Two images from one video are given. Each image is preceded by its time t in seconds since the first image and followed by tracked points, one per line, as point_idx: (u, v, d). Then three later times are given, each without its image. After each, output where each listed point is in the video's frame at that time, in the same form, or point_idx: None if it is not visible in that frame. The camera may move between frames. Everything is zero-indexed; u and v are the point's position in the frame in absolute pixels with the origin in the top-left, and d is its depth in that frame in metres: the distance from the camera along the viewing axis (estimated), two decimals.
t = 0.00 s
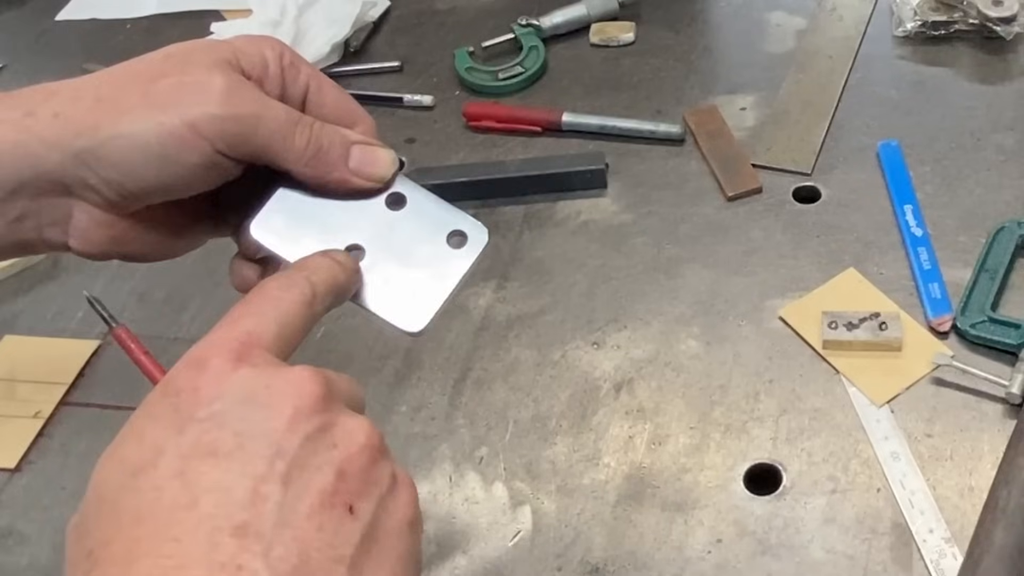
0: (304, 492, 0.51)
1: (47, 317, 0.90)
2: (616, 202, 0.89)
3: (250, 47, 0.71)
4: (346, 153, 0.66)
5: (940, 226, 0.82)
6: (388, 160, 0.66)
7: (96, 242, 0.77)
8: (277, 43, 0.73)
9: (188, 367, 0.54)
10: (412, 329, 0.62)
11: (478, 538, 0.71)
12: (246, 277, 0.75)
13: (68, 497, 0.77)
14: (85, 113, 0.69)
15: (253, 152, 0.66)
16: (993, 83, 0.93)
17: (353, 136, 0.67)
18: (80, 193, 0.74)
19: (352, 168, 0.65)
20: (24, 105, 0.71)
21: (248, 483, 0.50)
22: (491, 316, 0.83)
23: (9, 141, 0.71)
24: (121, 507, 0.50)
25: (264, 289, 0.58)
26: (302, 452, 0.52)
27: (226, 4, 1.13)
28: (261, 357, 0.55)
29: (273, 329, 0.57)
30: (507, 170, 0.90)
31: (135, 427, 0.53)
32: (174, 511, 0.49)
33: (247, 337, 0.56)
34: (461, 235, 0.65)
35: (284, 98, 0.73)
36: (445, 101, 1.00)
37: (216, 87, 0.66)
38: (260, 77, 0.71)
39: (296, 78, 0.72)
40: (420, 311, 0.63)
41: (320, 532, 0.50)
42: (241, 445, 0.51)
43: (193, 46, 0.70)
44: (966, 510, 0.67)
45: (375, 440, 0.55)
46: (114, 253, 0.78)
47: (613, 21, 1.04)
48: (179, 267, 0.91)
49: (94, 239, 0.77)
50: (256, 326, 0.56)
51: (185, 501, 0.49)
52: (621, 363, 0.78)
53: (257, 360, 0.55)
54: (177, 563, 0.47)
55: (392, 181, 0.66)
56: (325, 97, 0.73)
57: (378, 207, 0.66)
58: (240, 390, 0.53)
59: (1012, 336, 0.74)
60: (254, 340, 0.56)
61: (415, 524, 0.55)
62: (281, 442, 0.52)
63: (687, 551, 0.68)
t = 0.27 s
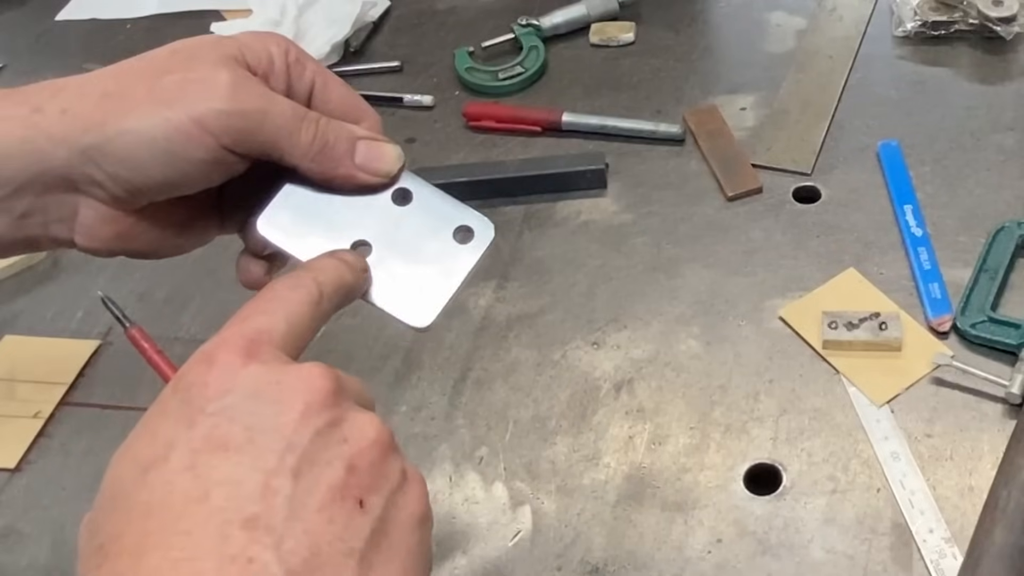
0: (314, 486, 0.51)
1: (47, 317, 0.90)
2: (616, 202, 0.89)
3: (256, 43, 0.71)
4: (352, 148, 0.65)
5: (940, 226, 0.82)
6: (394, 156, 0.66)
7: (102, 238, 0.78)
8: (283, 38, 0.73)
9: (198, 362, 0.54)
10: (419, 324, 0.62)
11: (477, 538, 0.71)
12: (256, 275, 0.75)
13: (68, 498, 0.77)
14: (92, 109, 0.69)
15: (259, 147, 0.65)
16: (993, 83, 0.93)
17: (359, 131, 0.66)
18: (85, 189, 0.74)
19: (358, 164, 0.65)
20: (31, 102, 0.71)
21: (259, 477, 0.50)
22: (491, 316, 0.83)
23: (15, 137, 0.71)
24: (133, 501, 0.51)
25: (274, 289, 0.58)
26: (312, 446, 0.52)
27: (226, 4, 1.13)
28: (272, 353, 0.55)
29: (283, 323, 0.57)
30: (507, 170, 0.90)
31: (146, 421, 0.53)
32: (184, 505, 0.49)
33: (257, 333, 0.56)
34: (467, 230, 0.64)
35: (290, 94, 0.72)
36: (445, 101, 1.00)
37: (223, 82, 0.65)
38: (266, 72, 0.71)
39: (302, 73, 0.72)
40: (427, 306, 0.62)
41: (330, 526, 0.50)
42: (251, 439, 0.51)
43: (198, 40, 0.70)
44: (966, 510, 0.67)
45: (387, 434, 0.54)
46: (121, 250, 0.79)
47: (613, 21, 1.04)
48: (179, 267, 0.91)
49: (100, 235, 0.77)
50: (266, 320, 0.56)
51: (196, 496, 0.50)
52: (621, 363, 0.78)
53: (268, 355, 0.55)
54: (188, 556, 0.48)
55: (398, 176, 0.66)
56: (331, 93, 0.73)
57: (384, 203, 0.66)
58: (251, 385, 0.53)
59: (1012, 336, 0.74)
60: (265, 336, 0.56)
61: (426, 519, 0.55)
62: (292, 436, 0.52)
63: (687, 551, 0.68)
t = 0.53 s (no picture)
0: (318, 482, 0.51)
1: (47, 317, 0.90)
2: (616, 202, 0.89)
3: (256, 34, 0.71)
4: (354, 139, 0.65)
5: (940, 226, 0.82)
6: (397, 146, 0.66)
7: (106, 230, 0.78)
8: (282, 29, 0.73)
9: (200, 359, 0.54)
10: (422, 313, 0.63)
11: (478, 538, 0.71)
12: (259, 263, 0.75)
13: (68, 497, 0.77)
14: (93, 101, 0.69)
15: (261, 138, 0.65)
16: (993, 83, 0.93)
17: (361, 121, 0.66)
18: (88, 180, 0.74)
19: (360, 154, 0.65)
20: (31, 94, 0.71)
21: (262, 473, 0.50)
22: (491, 316, 0.83)
23: (16, 130, 0.71)
24: (136, 498, 0.51)
25: (276, 285, 0.58)
26: (315, 442, 0.52)
27: (225, 4, 1.13)
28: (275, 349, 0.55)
29: (286, 319, 0.57)
30: (507, 170, 0.90)
31: (149, 418, 0.53)
32: (188, 502, 0.49)
33: (259, 330, 0.56)
34: (471, 218, 0.64)
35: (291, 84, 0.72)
36: (445, 101, 1.00)
37: (224, 73, 0.65)
38: (266, 63, 0.71)
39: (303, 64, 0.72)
40: (431, 296, 0.63)
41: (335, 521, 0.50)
42: (254, 435, 0.51)
43: (198, 31, 0.70)
44: (966, 510, 0.67)
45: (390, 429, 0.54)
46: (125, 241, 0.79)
47: (613, 21, 1.04)
48: (180, 267, 0.91)
49: (103, 227, 0.77)
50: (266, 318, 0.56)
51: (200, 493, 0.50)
52: (621, 363, 0.78)
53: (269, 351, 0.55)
54: (192, 553, 0.48)
55: (401, 166, 0.66)
56: (332, 83, 0.73)
57: (387, 193, 0.66)
58: (253, 381, 0.53)
59: (1012, 336, 0.74)
60: (267, 332, 0.56)
61: (430, 514, 0.55)
62: (296, 431, 0.52)
63: (687, 551, 0.68)
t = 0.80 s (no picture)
0: (318, 479, 0.51)
1: (47, 317, 0.90)
2: (616, 202, 0.89)
3: (255, 29, 0.71)
4: (356, 134, 0.65)
5: (940, 226, 0.82)
6: (399, 141, 0.65)
7: (106, 227, 0.78)
8: (281, 23, 0.73)
9: (201, 354, 0.54)
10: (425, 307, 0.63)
11: (478, 538, 0.71)
12: (264, 259, 0.74)
13: (68, 497, 0.77)
14: (93, 99, 0.69)
15: (262, 135, 0.65)
16: (993, 83, 0.93)
17: (362, 116, 0.66)
18: (88, 178, 0.74)
19: (362, 149, 0.65)
20: (31, 93, 0.71)
21: (263, 470, 0.50)
22: (491, 316, 0.83)
23: (17, 128, 0.71)
24: (137, 493, 0.51)
25: (277, 283, 0.58)
26: (316, 438, 0.52)
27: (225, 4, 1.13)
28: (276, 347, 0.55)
29: (286, 317, 0.57)
30: (507, 170, 0.90)
31: (149, 414, 0.53)
32: (189, 498, 0.49)
33: (260, 328, 0.56)
34: (474, 210, 0.64)
35: (291, 79, 0.72)
36: (445, 101, 1.00)
37: (224, 69, 0.65)
38: (266, 59, 0.71)
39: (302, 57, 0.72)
40: (434, 292, 0.63)
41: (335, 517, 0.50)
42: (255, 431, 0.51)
43: (197, 27, 0.70)
44: (966, 510, 0.67)
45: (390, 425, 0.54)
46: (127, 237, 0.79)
47: (613, 21, 1.04)
48: (180, 267, 0.91)
49: (104, 224, 0.77)
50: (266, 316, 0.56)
51: (201, 489, 0.50)
52: (621, 363, 0.78)
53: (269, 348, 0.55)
54: (192, 549, 0.48)
55: (403, 159, 0.66)
56: (332, 77, 0.73)
57: (389, 186, 0.65)
58: (254, 377, 0.53)
59: (1012, 336, 0.74)
60: (268, 330, 0.56)
61: (429, 510, 0.55)
62: (296, 428, 0.52)
63: (687, 551, 0.68)
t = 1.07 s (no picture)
0: (333, 475, 0.51)
1: (47, 317, 0.90)
2: (616, 202, 0.89)
3: (254, 28, 0.71)
4: (355, 133, 0.65)
5: (940, 226, 0.82)
6: (398, 140, 0.65)
7: (106, 226, 0.77)
8: (280, 21, 0.73)
9: (218, 348, 0.54)
10: (426, 306, 0.63)
11: (478, 538, 0.71)
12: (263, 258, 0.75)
13: (68, 497, 0.77)
14: (91, 98, 0.69)
15: (261, 134, 0.65)
16: (992, 83, 0.93)
17: (361, 116, 0.66)
18: (87, 177, 0.74)
19: (361, 148, 0.65)
20: (29, 91, 0.71)
21: (278, 465, 0.50)
22: (491, 316, 0.83)
23: (15, 127, 0.71)
24: (150, 484, 0.50)
25: (291, 275, 0.58)
26: (331, 435, 0.52)
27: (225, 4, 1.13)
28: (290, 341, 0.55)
29: (302, 311, 0.57)
30: (507, 170, 0.90)
31: (165, 405, 0.53)
32: (203, 490, 0.49)
33: (275, 320, 0.56)
34: (474, 208, 0.64)
35: (291, 78, 0.72)
36: (446, 101, 1.00)
37: (222, 68, 0.65)
38: (265, 57, 0.71)
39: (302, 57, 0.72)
40: (435, 290, 0.63)
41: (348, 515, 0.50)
42: (271, 425, 0.51)
43: (197, 25, 0.70)
44: (966, 510, 0.67)
45: (406, 424, 0.54)
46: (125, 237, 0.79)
47: (613, 21, 1.04)
48: (180, 267, 0.92)
49: (103, 223, 0.77)
50: (283, 309, 0.56)
51: (216, 483, 0.49)
52: (621, 363, 0.78)
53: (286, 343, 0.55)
54: (207, 543, 0.48)
55: (402, 158, 0.66)
56: (331, 76, 0.73)
57: (388, 185, 0.65)
58: (271, 371, 0.53)
59: (1012, 336, 0.74)
60: (283, 323, 0.56)
61: (442, 510, 0.55)
62: (312, 423, 0.52)
63: (687, 551, 0.68)
